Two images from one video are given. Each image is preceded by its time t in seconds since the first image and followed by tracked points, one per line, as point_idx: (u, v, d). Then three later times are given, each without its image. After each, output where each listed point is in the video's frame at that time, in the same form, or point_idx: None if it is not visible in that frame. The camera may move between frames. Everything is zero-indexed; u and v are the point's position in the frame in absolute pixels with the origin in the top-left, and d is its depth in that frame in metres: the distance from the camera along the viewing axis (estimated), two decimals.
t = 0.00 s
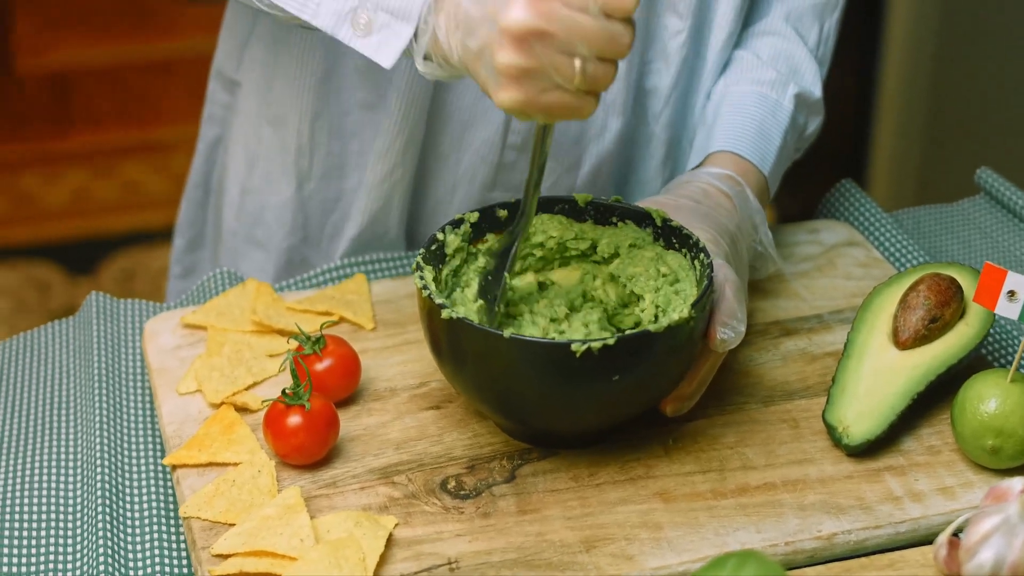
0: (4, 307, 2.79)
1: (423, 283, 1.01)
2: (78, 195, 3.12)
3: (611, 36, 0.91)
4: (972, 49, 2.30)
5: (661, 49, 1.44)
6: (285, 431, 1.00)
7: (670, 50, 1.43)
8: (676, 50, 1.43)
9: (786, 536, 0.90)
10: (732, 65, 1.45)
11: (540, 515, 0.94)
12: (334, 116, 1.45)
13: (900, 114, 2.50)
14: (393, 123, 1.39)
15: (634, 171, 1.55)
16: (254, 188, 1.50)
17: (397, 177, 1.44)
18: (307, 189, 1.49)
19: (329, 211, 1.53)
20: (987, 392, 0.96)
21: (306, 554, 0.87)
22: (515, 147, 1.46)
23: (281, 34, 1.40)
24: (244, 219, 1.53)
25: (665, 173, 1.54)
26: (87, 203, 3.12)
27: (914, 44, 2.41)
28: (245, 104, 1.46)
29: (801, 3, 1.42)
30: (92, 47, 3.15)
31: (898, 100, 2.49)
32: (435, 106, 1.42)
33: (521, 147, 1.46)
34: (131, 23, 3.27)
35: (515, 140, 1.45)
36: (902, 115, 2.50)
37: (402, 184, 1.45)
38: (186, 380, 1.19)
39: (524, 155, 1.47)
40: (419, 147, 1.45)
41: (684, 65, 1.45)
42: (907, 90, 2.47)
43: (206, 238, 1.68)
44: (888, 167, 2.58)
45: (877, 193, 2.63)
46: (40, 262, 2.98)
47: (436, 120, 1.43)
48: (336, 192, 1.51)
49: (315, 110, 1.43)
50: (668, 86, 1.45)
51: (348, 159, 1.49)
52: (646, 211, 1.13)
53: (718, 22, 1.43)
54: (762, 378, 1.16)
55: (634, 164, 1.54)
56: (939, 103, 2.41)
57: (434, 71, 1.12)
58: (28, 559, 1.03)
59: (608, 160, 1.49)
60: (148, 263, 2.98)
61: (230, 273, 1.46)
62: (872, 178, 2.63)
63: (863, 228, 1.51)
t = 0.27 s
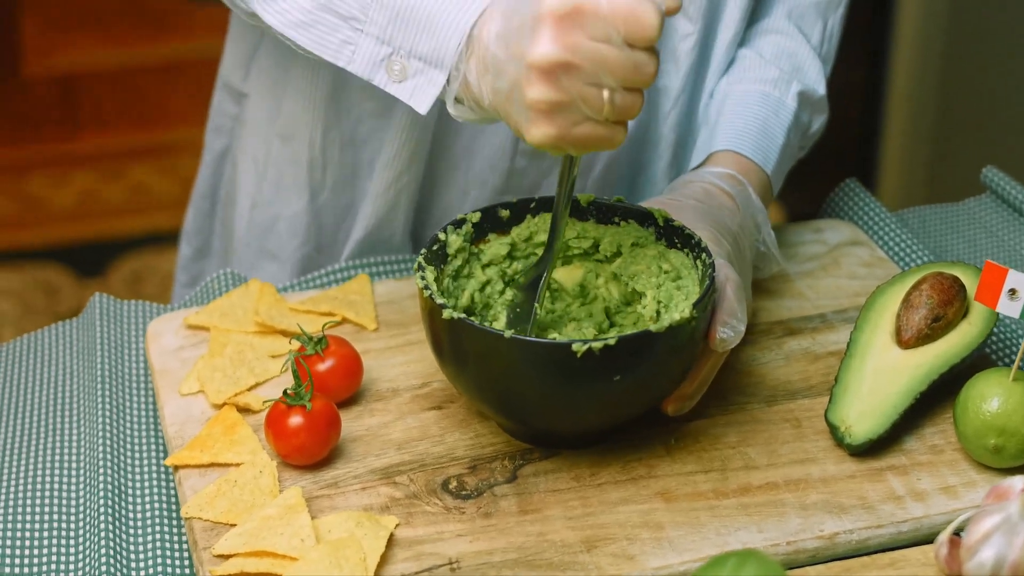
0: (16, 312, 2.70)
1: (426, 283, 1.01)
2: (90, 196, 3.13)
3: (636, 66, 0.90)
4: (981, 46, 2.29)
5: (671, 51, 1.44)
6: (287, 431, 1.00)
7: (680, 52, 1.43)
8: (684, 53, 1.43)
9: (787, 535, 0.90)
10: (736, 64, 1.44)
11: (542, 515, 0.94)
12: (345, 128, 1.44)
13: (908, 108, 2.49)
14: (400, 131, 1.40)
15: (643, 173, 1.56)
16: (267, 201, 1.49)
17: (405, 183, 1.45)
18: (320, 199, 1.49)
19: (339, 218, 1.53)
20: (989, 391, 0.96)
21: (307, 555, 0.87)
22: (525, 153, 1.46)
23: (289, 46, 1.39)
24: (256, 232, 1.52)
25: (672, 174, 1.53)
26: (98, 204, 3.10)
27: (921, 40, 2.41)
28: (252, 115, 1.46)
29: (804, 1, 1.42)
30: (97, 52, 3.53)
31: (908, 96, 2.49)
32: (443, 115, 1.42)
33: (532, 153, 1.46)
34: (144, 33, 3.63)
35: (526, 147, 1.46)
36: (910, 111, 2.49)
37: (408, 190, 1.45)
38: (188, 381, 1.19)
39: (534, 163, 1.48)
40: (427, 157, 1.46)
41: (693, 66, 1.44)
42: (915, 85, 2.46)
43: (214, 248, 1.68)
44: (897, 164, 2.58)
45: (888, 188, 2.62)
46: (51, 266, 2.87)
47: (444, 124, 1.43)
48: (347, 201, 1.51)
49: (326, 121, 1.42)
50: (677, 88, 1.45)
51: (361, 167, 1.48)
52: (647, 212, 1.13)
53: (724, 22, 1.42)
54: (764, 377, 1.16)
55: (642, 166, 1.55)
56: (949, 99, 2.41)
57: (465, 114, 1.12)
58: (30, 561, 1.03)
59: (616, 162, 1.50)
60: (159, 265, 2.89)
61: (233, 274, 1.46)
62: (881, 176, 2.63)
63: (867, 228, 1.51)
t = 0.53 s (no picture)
0: (30, 313, 2.77)
1: (422, 282, 1.01)
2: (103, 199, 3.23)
3: (556, 55, 0.90)
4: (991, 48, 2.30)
5: (677, 56, 1.45)
6: (289, 431, 1.00)
7: (684, 55, 1.45)
8: (689, 56, 1.44)
9: (787, 538, 0.90)
10: (743, 67, 1.44)
11: (542, 516, 0.94)
12: (350, 137, 1.45)
13: (921, 106, 2.49)
14: (404, 139, 1.40)
15: (648, 175, 1.56)
16: (272, 207, 1.50)
17: (409, 189, 1.45)
18: (326, 205, 1.50)
19: (345, 223, 1.53)
20: (990, 395, 0.96)
21: (308, 554, 0.87)
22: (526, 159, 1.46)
23: (295, 57, 1.39)
24: (262, 238, 1.53)
25: (678, 176, 1.54)
26: (116, 207, 3.20)
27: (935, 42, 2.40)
28: (257, 123, 1.46)
29: (811, 4, 1.42)
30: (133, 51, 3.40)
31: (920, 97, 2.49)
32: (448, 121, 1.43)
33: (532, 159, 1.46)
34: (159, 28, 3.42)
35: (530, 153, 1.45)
36: (923, 114, 2.49)
37: (413, 195, 1.46)
38: (193, 381, 1.20)
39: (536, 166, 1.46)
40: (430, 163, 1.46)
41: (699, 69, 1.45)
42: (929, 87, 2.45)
43: (223, 255, 1.69)
44: (910, 168, 2.57)
45: (901, 191, 2.62)
46: (67, 270, 2.97)
47: (448, 129, 1.44)
48: (353, 207, 1.52)
49: (333, 130, 1.43)
50: (683, 90, 1.46)
51: (367, 173, 1.49)
52: (657, 218, 1.11)
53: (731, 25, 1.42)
54: (766, 380, 1.16)
55: (648, 170, 1.55)
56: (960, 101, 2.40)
57: (431, 99, 1.10)
58: (34, 558, 1.04)
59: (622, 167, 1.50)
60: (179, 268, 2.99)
61: (239, 276, 1.47)
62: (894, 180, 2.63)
63: (872, 233, 1.51)
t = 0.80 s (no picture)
0: (40, 317, 2.93)
1: (423, 292, 1.02)
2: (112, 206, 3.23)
3: None
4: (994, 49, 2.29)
5: (667, 59, 1.45)
6: (289, 433, 1.01)
7: (675, 59, 1.44)
8: (681, 60, 1.44)
9: (784, 539, 0.91)
10: (741, 72, 1.44)
11: (541, 517, 0.95)
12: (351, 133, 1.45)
13: (925, 106, 2.49)
14: (400, 139, 1.40)
15: (645, 180, 1.57)
16: (277, 206, 1.51)
17: (405, 190, 1.45)
18: (328, 203, 1.50)
19: (346, 224, 1.54)
20: (987, 397, 0.96)
21: (307, 555, 0.88)
22: (523, 159, 1.46)
23: (294, 53, 1.41)
24: (267, 237, 1.53)
25: (677, 180, 1.55)
26: (126, 213, 3.24)
27: (939, 42, 2.40)
28: (259, 121, 1.47)
29: (811, 10, 1.42)
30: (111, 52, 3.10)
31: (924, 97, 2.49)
32: (443, 123, 1.45)
33: (529, 158, 1.47)
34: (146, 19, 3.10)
35: (524, 152, 1.46)
36: (927, 115, 2.49)
37: (410, 196, 1.46)
38: (195, 383, 1.20)
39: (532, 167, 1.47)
40: (427, 161, 1.46)
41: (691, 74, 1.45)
42: (933, 88, 2.46)
43: (226, 255, 1.70)
44: (914, 169, 2.58)
45: (907, 192, 2.62)
46: (72, 273, 3.16)
47: (441, 131, 1.45)
48: (353, 207, 1.52)
49: (333, 127, 1.43)
50: (676, 94, 1.46)
51: (366, 173, 1.49)
52: (672, 233, 1.11)
53: (723, 30, 1.43)
54: (765, 382, 1.16)
55: (648, 173, 1.56)
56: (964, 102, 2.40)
57: (440, 20, 1.13)
58: (36, 560, 1.04)
59: (617, 170, 1.50)
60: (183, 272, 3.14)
61: (242, 279, 1.48)
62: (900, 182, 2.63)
63: (872, 235, 1.51)
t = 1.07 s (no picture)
0: (45, 320, 2.82)
1: (422, 292, 1.02)
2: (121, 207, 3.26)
3: None
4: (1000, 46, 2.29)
5: (668, 60, 1.44)
6: (289, 434, 1.01)
7: (676, 59, 1.44)
8: (682, 61, 1.43)
9: (784, 537, 0.91)
10: (741, 73, 1.44)
11: (540, 516, 0.95)
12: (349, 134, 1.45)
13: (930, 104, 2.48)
14: (404, 139, 1.41)
15: (642, 180, 1.56)
16: (274, 204, 1.51)
17: (408, 190, 1.45)
18: (325, 203, 1.50)
19: (346, 224, 1.54)
20: (987, 395, 0.96)
21: (307, 555, 0.88)
22: (521, 158, 1.46)
23: (294, 54, 1.41)
24: (262, 233, 1.54)
25: (675, 181, 1.54)
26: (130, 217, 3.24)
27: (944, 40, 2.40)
28: (259, 121, 1.47)
29: (811, 11, 1.42)
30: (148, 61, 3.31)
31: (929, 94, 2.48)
32: (445, 123, 1.45)
33: (526, 159, 1.46)
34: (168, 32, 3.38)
35: (519, 153, 1.46)
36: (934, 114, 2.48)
37: (413, 197, 1.46)
38: (195, 384, 1.20)
39: (529, 168, 1.48)
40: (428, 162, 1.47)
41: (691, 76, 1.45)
42: (938, 87, 2.45)
43: (227, 251, 1.70)
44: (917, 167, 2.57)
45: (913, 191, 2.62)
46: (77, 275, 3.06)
47: (444, 130, 1.45)
48: (353, 208, 1.52)
49: (329, 128, 1.44)
50: (675, 96, 1.46)
51: (367, 173, 1.49)
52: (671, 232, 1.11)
53: (723, 30, 1.42)
54: (765, 381, 1.16)
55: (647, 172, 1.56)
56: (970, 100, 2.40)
57: (517, 33, 1.15)
58: (37, 561, 1.04)
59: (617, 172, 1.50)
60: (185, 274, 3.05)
61: (243, 280, 1.48)
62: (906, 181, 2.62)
63: (873, 234, 1.51)
